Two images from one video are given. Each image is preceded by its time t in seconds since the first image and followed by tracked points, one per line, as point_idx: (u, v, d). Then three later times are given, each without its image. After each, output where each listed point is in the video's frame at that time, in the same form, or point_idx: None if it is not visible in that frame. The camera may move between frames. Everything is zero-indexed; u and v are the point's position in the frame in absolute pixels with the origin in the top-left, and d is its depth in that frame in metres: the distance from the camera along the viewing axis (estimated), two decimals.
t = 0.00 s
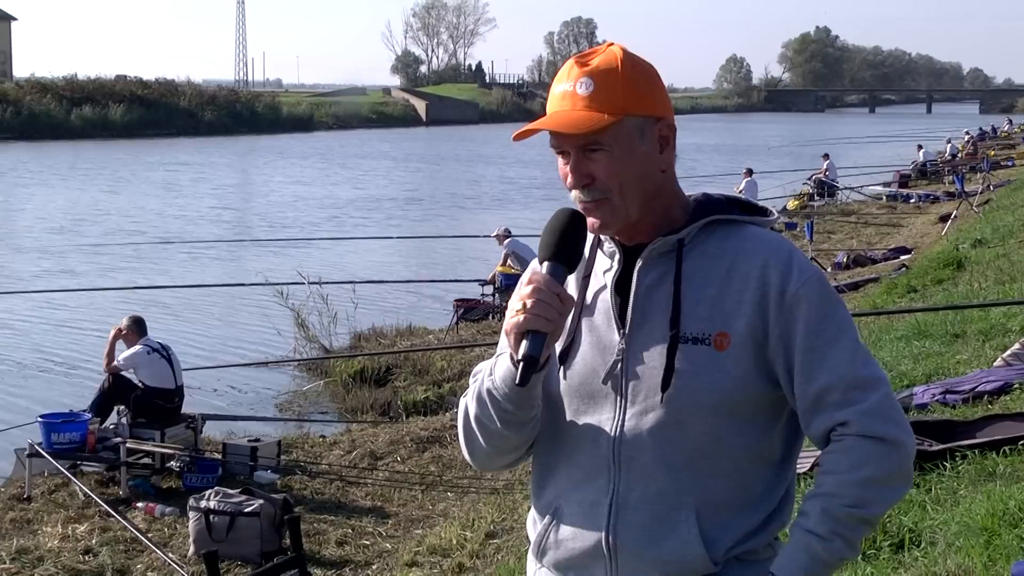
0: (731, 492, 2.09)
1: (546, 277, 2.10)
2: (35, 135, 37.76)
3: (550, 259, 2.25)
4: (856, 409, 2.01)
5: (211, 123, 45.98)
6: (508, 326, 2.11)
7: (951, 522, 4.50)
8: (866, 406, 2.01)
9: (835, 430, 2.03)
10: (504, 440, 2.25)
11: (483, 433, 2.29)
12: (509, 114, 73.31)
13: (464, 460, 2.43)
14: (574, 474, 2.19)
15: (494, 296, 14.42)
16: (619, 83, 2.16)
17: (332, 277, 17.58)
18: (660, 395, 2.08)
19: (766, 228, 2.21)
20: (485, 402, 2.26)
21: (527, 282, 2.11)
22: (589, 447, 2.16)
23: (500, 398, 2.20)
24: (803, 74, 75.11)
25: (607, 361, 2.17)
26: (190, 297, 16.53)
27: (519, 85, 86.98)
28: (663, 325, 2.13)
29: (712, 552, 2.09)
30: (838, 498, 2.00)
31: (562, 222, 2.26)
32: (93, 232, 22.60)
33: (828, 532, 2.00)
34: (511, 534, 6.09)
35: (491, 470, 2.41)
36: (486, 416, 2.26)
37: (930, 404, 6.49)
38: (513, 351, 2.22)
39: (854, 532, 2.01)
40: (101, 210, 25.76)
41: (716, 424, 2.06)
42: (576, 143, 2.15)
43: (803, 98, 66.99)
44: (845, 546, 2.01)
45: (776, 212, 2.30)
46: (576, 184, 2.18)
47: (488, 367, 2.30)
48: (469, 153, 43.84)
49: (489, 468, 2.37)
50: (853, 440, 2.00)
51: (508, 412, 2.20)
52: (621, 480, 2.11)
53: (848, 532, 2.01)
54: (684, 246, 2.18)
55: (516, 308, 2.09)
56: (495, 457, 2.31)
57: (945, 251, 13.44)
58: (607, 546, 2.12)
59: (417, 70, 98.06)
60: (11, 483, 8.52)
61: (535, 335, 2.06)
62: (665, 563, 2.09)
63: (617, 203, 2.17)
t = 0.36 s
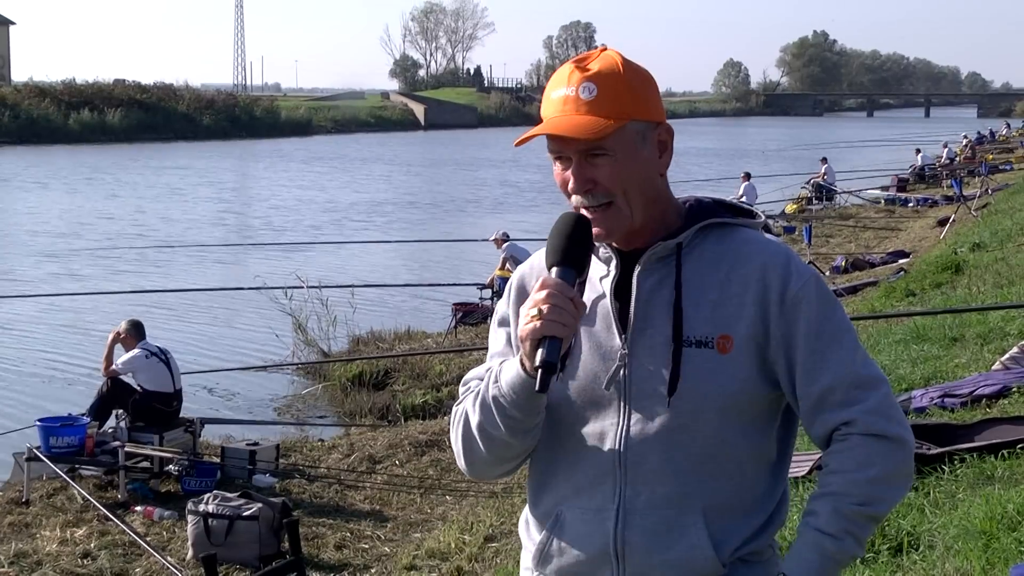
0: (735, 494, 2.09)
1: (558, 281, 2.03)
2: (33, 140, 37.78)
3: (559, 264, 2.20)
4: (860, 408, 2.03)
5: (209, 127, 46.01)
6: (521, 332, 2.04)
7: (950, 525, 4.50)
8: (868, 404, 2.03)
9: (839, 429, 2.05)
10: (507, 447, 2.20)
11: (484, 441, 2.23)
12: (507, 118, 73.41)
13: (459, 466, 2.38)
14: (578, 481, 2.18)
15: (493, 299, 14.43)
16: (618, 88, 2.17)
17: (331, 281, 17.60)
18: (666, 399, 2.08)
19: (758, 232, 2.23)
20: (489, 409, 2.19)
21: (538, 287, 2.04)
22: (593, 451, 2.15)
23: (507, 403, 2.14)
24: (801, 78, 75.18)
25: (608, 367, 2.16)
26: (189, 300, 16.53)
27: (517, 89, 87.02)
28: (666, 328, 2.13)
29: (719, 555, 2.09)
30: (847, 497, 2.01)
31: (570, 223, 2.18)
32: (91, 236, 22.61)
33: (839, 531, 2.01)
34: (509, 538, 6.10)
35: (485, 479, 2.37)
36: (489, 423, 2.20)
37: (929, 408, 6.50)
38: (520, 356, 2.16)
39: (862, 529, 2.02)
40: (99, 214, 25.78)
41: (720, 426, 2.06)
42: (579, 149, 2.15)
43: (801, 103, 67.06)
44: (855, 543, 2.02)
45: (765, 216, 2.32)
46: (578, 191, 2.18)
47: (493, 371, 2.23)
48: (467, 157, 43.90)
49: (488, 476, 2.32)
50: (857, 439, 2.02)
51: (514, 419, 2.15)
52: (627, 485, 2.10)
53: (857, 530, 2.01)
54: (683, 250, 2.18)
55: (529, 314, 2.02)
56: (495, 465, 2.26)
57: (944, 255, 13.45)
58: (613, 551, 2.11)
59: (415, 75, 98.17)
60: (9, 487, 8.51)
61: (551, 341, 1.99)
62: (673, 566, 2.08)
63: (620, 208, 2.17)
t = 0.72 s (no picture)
0: (733, 491, 2.09)
1: (553, 282, 2.02)
2: (32, 137, 37.74)
3: (554, 265, 2.19)
4: (858, 406, 2.03)
5: (209, 125, 45.96)
6: (518, 334, 2.04)
7: (949, 525, 4.50)
8: (867, 403, 2.03)
9: (837, 427, 2.05)
10: (505, 446, 2.20)
11: (480, 439, 2.23)
12: (506, 116, 73.35)
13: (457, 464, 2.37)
14: (574, 480, 2.18)
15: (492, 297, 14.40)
16: (613, 90, 2.16)
17: (331, 279, 17.58)
18: (662, 399, 2.08)
19: (757, 229, 2.21)
20: (486, 409, 2.19)
21: (533, 290, 2.03)
22: (590, 450, 2.14)
23: (503, 403, 2.13)
24: (800, 76, 75.12)
25: (603, 365, 2.16)
26: (188, 297, 16.51)
27: (516, 87, 86.92)
28: (662, 328, 2.12)
29: (717, 552, 2.09)
30: (844, 497, 2.01)
31: (562, 227, 2.19)
32: (90, 233, 22.59)
33: (836, 530, 2.00)
34: (508, 536, 6.09)
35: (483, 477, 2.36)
36: (487, 423, 2.20)
37: (928, 407, 6.50)
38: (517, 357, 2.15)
39: (859, 529, 2.02)
40: (99, 211, 25.76)
41: (718, 426, 2.06)
42: (574, 151, 2.15)
43: (801, 101, 67.00)
44: (852, 542, 2.02)
45: (762, 213, 2.31)
46: (575, 192, 2.18)
47: (490, 370, 2.23)
48: (466, 155, 43.88)
49: (484, 475, 2.32)
50: (855, 437, 2.02)
51: (511, 420, 2.15)
52: (623, 484, 2.10)
53: (853, 529, 2.01)
54: (679, 249, 2.17)
55: (525, 316, 2.01)
56: (493, 464, 2.25)
57: (943, 254, 13.43)
58: (609, 549, 2.11)
59: (414, 73, 98.05)
60: (8, 485, 8.50)
61: (548, 342, 1.99)
62: (672, 565, 2.08)
63: (615, 208, 2.17)
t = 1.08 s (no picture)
0: (731, 492, 2.09)
1: (563, 282, 2.01)
2: (31, 137, 37.70)
3: (565, 265, 2.18)
4: (855, 408, 2.03)
5: (207, 125, 45.94)
6: (527, 333, 2.03)
7: (947, 525, 4.51)
8: (863, 404, 2.03)
9: (832, 430, 2.05)
10: (509, 444, 2.19)
11: (484, 438, 2.22)
12: (505, 117, 73.42)
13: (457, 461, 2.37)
14: (574, 480, 2.17)
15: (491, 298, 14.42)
16: (625, 71, 2.17)
17: (330, 280, 17.57)
18: (660, 400, 2.08)
19: (754, 230, 2.21)
20: (490, 407, 2.18)
21: (544, 288, 2.03)
22: (587, 451, 2.15)
23: (509, 400, 2.12)
24: (800, 77, 75.21)
25: (602, 365, 2.16)
26: (188, 296, 16.50)
27: (515, 88, 86.89)
28: (660, 330, 2.13)
29: (714, 553, 2.09)
30: (840, 499, 2.01)
31: (571, 222, 2.18)
32: (89, 232, 22.58)
33: (832, 533, 2.00)
34: (507, 536, 6.09)
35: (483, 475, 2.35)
36: (491, 421, 2.19)
37: (927, 407, 6.51)
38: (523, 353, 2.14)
39: (856, 531, 2.01)
40: (98, 210, 25.74)
41: (716, 427, 2.06)
42: (592, 126, 2.17)
43: (800, 102, 67.04)
44: (848, 544, 2.01)
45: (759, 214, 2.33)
46: (589, 170, 2.17)
47: (495, 367, 2.22)
48: (465, 156, 43.89)
49: (484, 473, 2.32)
50: (852, 438, 2.02)
51: (516, 418, 2.14)
52: (620, 485, 2.10)
53: (849, 531, 2.01)
54: (677, 249, 2.17)
55: (535, 314, 2.01)
56: (495, 461, 2.24)
57: (942, 255, 13.45)
58: (607, 550, 2.11)
59: (413, 74, 97.98)
60: (7, 485, 8.51)
61: (558, 345, 1.98)
62: (669, 565, 2.09)
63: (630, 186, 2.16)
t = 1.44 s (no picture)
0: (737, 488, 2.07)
1: (598, 256, 1.89)
2: (30, 135, 37.66)
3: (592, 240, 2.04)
4: (859, 392, 2.05)
5: (206, 124, 45.92)
6: (559, 309, 1.90)
7: (947, 526, 4.51)
8: (866, 390, 2.05)
9: (837, 415, 2.06)
10: (522, 432, 2.01)
11: (497, 423, 2.03)
12: (504, 117, 73.39)
13: (454, 463, 2.16)
14: (579, 477, 2.08)
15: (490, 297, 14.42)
16: (633, 64, 2.17)
17: (329, 279, 17.57)
18: (673, 395, 2.04)
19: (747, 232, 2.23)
20: (508, 391, 2.00)
21: (576, 263, 1.90)
22: (597, 448, 2.06)
23: (531, 380, 1.95)
24: (798, 77, 75.28)
25: (614, 359, 2.08)
26: (187, 296, 16.50)
27: (514, 88, 86.91)
28: (668, 325, 2.08)
29: (726, 545, 2.06)
30: (849, 476, 2.01)
31: (595, 204, 2.06)
32: (88, 231, 22.58)
33: (841, 506, 2.01)
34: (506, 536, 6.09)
35: (481, 472, 2.15)
36: (508, 408, 2.00)
37: (926, 408, 6.52)
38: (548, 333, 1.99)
39: (864, 507, 2.02)
40: (97, 209, 25.73)
41: (725, 421, 2.04)
42: (600, 115, 2.16)
43: (799, 103, 67.04)
44: (857, 523, 2.02)
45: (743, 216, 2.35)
46: (595, 159, 2.16)
47: (509, 352, 2.04)
48: (464, 155, 43.92)
49: (486, 472, 2.13)
50: (858, 421, 2.03)
51: (539, 401, 1.97)
52: (632, 481, 2.04)
53: (859, 507, 2.01)
54: (679, 247, 2.15)
55: (569, 289, 1.89)
56: (504, 454, 2.06)
57: (941, 255, 13.47)
58: (620, 545, 2.04)
59: (412, 73, 97.96)
60: (5, 484, 8.50)
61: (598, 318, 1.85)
62: (681, 560, 2.04)
63: (634, 178, 2.16)
